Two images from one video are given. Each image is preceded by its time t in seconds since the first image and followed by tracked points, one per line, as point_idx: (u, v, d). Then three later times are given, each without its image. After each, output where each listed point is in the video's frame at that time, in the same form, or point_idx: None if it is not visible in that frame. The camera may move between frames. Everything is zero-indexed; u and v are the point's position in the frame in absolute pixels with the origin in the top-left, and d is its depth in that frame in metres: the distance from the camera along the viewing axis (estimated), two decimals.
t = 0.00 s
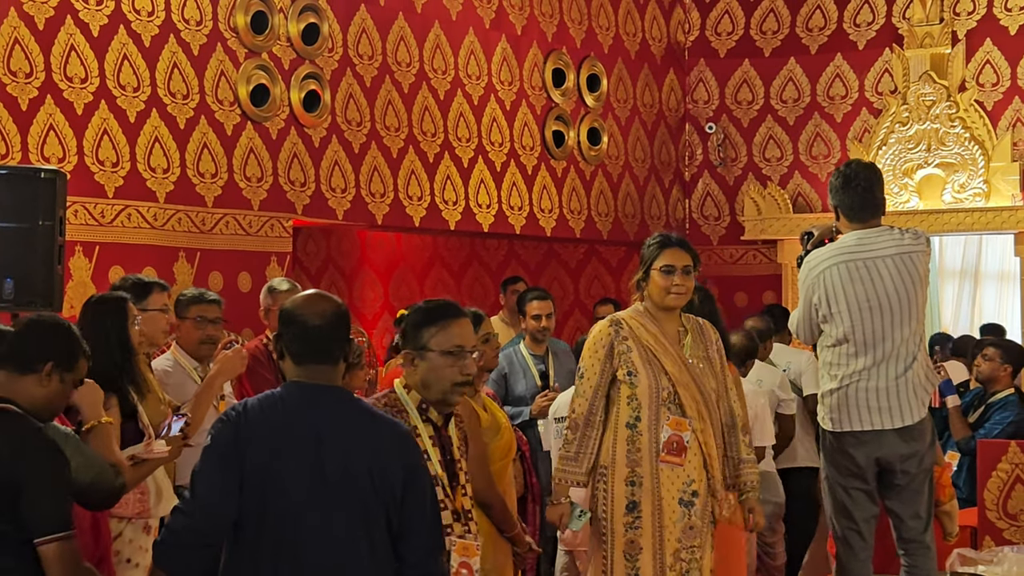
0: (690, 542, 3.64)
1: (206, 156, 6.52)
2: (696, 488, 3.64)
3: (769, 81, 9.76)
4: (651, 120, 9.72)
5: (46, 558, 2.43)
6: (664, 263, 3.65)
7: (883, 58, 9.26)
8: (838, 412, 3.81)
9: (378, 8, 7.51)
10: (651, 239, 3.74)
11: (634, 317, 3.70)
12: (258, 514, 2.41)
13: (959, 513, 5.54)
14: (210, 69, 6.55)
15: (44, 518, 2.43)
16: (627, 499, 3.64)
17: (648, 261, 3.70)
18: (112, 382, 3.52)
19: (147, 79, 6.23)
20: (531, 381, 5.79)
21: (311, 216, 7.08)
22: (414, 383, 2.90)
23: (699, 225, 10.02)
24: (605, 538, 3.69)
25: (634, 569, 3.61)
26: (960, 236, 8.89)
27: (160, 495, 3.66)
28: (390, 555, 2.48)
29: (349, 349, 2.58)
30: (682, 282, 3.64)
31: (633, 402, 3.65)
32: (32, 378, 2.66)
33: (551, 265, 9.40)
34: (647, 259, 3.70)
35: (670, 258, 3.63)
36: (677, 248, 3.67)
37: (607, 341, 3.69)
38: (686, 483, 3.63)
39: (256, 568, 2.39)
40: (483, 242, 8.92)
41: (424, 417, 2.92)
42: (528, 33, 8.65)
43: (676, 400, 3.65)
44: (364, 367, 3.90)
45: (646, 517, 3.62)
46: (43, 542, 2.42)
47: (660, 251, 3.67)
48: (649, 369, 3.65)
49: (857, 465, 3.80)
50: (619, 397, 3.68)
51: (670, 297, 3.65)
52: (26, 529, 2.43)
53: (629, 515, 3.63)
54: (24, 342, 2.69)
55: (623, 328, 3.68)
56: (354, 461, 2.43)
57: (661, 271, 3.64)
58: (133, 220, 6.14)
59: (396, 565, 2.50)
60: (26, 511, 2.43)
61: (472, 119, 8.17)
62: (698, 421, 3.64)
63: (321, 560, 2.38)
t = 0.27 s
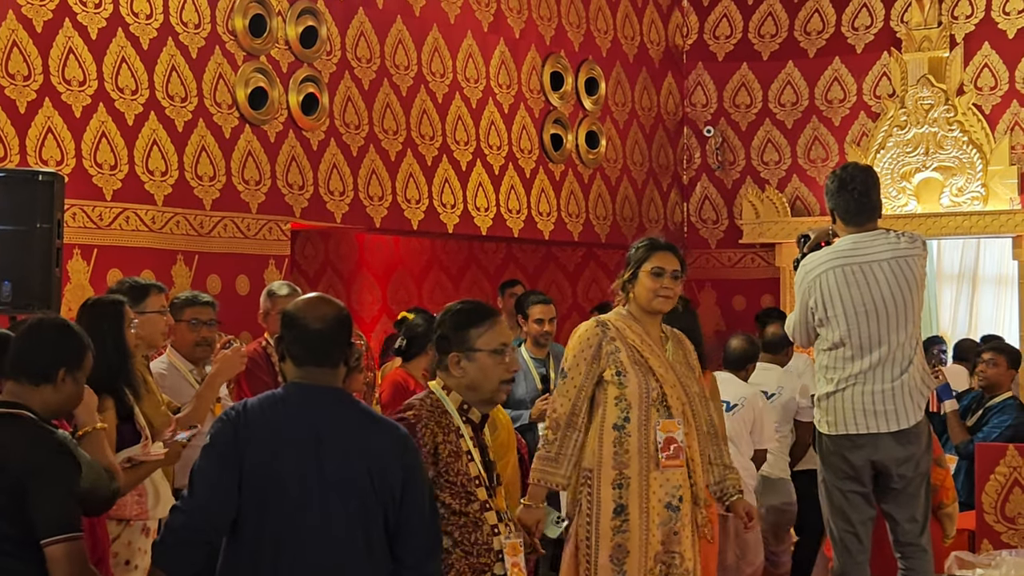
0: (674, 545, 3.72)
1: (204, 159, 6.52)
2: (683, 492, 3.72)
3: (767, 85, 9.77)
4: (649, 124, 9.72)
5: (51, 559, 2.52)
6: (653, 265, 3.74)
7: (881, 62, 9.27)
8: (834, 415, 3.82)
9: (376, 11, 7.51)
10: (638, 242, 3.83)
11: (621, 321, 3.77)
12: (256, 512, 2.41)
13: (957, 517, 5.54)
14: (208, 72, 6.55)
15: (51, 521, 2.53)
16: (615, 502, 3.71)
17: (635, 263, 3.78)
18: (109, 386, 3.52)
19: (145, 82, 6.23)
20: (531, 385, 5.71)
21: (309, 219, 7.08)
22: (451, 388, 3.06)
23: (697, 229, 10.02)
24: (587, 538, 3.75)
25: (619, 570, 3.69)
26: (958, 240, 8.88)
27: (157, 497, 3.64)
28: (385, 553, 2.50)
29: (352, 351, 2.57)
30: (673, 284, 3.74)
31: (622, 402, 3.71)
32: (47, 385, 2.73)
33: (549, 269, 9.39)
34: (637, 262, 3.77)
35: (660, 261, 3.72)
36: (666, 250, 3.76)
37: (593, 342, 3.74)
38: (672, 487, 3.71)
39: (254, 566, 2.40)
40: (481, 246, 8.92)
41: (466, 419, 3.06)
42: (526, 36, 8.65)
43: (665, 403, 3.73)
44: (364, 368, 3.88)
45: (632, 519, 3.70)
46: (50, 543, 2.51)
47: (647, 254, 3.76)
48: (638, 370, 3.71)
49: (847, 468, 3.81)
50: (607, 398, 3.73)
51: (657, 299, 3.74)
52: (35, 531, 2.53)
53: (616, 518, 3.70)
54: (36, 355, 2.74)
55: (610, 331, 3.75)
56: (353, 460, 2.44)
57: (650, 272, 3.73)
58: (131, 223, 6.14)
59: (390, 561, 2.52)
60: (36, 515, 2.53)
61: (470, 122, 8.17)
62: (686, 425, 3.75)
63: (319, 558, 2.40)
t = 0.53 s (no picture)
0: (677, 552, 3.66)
1: (206, 163, 6.52)
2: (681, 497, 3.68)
3: (769, 89, 9.77)
4: (651, 127, 9.72)
5: (94, 564, 2.45)
6: (648, 269, 3.71)
7: (883, 66, 9.27)
8: (836, 420, 3.80)
9: (379, 14, 7.52)
10: (630, 246, 3.79)
11: (620, 324, 3.72)
12: (258, 514, 2.41)
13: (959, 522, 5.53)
14: (210, 76, 6.56)
15: (94, 524, 2.46)
16: (623, 509, 3.62)
17: (629, 267, 3.74)
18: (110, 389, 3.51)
19: (147, 86, 6.24)
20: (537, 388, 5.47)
21: (311, 222, 7.08)
22: (487, 390, 2.98)
23: (699, 232, 10.02)
24: (593, 542, 3.66)
25: None
26: (960, 244, 8.89)
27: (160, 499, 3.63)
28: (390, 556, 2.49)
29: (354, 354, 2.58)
30: (669, 287, 3.71)
31: (632, 407, 3.64)
32: (65, 388, 2.66)
33: (551, 272, 9.40)
34: (631, 266, 3.74)
35: (654, 264, 3.69)
36: (662, 254, 3.73)
37: (600, 344, 3.65)
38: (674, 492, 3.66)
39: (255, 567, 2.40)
40: (483, 249, 8.92)
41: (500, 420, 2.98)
42: (528, 40, 8.65)
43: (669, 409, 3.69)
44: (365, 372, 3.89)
45: (641, 526, 3.61)
46: (94, 548, 2.44)
47: (643, 258, 3.72)
48: (645, 375, 3.66)
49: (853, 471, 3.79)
50: (614, 403, 3.66)
51: (650, 302, 3.70)
52: (77, 534, 2.45)
53: (623, 525, 3.62)
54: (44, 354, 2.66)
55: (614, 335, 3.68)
56: (355, 462, 2.44)
57: (646, 275, 3.69)
58: (133, 227, 6.15)
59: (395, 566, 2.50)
60: (78, 516, 2.45)
61: (472, 126, 8.17)
62: (681, 428, 3.73)
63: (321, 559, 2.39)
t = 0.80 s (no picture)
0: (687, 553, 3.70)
1: (212, 164, 6.53)
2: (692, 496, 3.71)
3: (774, 90, 9.76)
4: (656, 129, 9.72)
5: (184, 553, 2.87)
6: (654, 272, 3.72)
7: (888, 67, 9.26)
8: (846, 424, 3.80)
9: (384, 16, 7.53)
10: (633, 248, 3.79)
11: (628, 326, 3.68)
12: (260, 513, 2.51)
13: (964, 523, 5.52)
14: (215, 77, 6.56)
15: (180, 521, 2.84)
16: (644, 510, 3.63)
17: (632, 270, 3.75)
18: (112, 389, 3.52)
19: (153, 87, 6.25)
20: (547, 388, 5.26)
21: (316, 224, 7.09)
22: (517, 391, 3.13)
23: (703, 234, 10.02)
24: (614, 545, 3.64)
25: None
26: (965, 246, 8.89)
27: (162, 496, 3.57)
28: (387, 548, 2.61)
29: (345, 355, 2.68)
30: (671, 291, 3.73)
31: (654, 411, 3.64)
32: (126, 397, 2.84)
33: (555, 274, 9.40)
34: (637, 269, 3.74)
35: (659, 267, 3.71)
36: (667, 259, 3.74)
37: (622, 346, 3.62)
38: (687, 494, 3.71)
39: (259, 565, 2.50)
40: (487, 251, 8.93)
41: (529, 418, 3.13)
42: (533, 42, 8.66)
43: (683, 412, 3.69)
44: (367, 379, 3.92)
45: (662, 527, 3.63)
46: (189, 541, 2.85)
47: (647, 261, 3.72)
48: (665, 379, 3.67)
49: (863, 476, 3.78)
50: (638, 406, 3.64)
51: (658, 305, 3.70)
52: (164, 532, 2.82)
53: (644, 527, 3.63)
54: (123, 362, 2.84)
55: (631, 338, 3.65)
56: (353, 460, 2.55)
57: (652, 279, 3.70)
58: (138, 228, 6.15)
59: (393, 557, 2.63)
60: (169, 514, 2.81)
61: (477, 127, 8.18)
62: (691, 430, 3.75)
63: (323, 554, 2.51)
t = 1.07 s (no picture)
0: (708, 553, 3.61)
1: (218, 164, 6.53)
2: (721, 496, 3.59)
3: (780, 90, 9.75)
4: (662, 128, 9.72)
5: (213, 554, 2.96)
6: (665, 271, 3.51)
7: (894, 67, 9.24)
8: (841, 426, 3.70)
9: (390, 16, 7.53)
10: (635, 246, 3.58)
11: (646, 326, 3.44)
12: (241, 513, 2.50)
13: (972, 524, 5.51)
14: (222, 77, 6.57)
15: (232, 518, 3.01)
16: (671, 510, 3.47)
17: (639, 271, 3.52)
18: (117, 389, 3.55)
19: (159, 88, 6.26)
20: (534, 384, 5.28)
21: (322, 224, 7.09)
22: (555, 393, 2.91)
23: (709, 234, 10.02)
24: (642, 545, 3.46)
25: None
26: (970, 245, 8.88)
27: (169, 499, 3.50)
28: (371, 547, 2.58)
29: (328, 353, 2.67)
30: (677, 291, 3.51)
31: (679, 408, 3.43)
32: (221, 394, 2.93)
33: (561, 274, 9.40)
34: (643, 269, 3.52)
35: (671, 267, 3.49)
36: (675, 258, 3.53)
37: (649, 342, 3.41)
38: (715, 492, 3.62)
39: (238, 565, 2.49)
40: (493, 251, 8.93)
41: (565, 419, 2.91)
42: (539, 42, 8.66)
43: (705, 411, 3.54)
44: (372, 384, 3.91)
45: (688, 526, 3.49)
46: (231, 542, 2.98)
47: (658, 259, 3.51)
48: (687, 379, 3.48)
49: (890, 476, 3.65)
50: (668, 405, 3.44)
51: (672, 305, 3.51)
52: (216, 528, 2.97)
53: (672, 526, 3.47)
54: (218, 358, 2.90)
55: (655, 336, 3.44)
56: (334, 460, 2.52)
57: (663, 279, 3.49)
58: (145, 228, 6.16)
59: (376, 556, 2.60)
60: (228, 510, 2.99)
61: (483, 127, 8.18)
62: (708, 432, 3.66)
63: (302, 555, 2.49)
